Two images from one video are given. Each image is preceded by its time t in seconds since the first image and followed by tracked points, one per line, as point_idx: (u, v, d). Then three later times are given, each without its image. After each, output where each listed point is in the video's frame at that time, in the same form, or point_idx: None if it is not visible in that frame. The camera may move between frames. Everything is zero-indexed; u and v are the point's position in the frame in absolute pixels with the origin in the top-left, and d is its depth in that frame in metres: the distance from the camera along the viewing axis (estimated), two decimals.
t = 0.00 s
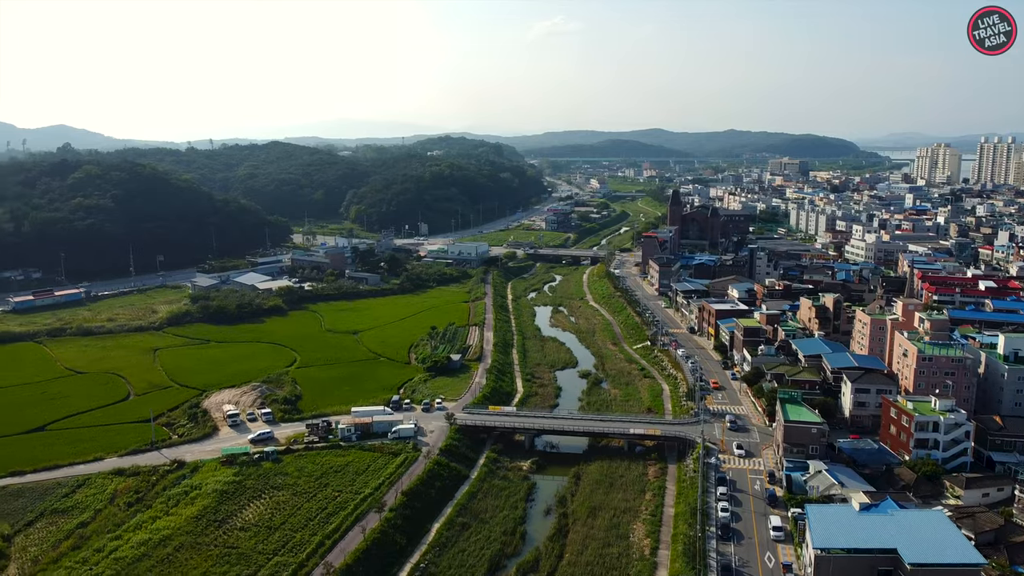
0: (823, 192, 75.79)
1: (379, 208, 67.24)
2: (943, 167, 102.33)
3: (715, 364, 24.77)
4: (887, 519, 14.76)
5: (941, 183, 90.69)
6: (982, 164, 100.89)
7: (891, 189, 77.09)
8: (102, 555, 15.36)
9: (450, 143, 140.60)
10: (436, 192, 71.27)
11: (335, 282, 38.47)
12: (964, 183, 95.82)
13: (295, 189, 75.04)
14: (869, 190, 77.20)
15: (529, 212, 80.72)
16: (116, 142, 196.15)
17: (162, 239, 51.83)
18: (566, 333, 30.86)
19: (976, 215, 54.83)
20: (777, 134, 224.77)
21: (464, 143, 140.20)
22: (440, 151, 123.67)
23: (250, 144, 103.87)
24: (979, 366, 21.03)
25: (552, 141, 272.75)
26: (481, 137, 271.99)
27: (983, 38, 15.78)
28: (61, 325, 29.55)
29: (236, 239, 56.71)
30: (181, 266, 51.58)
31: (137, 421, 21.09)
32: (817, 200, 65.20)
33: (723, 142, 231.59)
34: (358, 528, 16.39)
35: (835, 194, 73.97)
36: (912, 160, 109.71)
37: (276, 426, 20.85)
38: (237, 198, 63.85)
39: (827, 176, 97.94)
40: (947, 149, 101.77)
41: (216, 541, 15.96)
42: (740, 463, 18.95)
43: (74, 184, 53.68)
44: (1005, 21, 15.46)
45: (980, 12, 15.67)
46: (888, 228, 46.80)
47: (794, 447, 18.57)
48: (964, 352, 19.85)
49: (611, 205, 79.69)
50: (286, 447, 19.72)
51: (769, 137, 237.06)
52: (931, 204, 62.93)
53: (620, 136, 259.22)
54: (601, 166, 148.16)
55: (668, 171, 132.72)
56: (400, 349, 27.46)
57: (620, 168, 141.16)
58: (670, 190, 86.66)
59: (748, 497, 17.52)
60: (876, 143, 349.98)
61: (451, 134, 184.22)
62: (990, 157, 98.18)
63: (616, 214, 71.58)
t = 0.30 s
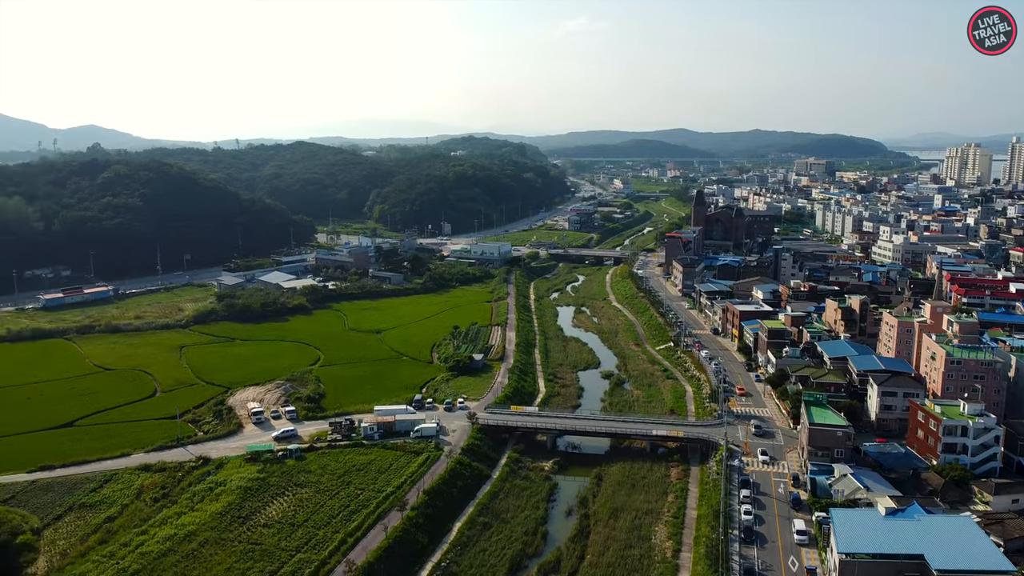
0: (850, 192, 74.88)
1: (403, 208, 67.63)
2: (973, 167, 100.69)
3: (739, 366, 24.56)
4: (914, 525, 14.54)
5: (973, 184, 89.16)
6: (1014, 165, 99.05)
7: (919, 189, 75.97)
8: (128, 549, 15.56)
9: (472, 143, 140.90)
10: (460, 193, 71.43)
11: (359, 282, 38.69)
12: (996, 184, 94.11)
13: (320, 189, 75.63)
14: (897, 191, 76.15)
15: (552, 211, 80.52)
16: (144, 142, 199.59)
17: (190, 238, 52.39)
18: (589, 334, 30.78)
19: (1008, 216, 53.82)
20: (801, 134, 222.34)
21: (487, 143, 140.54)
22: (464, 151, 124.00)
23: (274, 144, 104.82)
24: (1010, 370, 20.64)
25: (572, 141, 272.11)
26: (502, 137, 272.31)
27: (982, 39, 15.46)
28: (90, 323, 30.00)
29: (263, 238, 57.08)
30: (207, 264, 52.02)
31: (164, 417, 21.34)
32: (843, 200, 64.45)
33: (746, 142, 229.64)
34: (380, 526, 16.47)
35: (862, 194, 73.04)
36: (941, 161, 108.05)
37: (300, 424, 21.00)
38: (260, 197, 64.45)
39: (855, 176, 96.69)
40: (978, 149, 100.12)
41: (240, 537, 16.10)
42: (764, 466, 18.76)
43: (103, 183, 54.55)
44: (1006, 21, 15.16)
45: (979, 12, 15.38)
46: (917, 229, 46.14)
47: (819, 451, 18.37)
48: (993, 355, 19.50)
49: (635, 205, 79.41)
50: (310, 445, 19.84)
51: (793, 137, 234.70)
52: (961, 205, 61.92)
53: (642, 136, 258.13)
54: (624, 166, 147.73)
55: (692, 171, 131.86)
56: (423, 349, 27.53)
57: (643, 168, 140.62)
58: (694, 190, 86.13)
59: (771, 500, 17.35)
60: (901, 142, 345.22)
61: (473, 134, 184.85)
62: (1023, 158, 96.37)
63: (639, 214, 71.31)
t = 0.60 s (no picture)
0: (877, 193, 73.89)
1: (426, 208, 67.94)
2: (1004, 167, 98.95)
3: (763, 368, 24.32)
4: (941, 530, 14.31)
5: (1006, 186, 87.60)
6: None
7: (949, 190, 74.81)
8: (154, 544, 15.75)
9: (494, 143, 141.16)
10: (484, 192, 71.47)
11: (382, 281, 38.89)
12: None
13: (344, 189, 76.10)
14: (926, 192, 75.05)
15: (576, 211, 80.25)
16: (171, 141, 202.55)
17: (216, 236, 52.57)
18: (611, 334, 30.67)
19: None
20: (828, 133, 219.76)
21: (509, 143, 140.68)
22: (487, 151, 124.10)
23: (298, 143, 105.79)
24: None
25: (592, 141, 271.34)
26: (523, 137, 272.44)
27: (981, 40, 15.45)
28: (118, 320, 30.46)
29: (289, 237, 57.31)
30: (233, 263, 52.02)
31: (189, 414, 21.57)
32: (870, 201, 63.67)
33: (769, 142, 227.33)
34: (402, 524, 16.54)
35: (889, 195, 72.08)
36: (972, 161, 106.32)
37: (323, 422, 21.15)
38: (284, 196, 65.02)
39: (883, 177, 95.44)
40: (1010, 149, 98.39)
41: (264, 533, 16.24)
42: (788, 469, 18.56)
43: (131, 183, 55.42)
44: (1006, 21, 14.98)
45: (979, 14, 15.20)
46: (946, 231, 45.47)
47: (844, 454, 18.15)
48: None
49: (659, 206, 79.08)
50: (333, 443, 19.95)
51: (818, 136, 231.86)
52: (992, 207, 60.89)
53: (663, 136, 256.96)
54: (648, 166, 147.09)
55: (716, 171, 130.95)
56: (445, 348, 27.59)
57: (667, 168, 139.93)
58: (717, 191, 85.49)
59: (795, 503, 17.18)
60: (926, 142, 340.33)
61: (496, 134, 185.36)
62: None
63: (663, 214, 71.01)
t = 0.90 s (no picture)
0: (906, 193, 72.78)
1: (449, 208, 68.15)
2: None
3: (788, 370, 24.09)
4: (968, 536, 14.08)
5: None
6: None
7: (980, 190, 73.49)
8: (179, 540, 15.94)
9: (517, 143, 141.28)
10: (508, 193, 71.43)
11: (406, 280, 39.06)
12: None
13: (368, 189, 76.54)
14: (957, 192, 73.81)
15: (599, 212, 79.92)
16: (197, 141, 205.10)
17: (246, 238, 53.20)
18: (634, 335, 30.54)
19: None
20: (854, 133, 217.06)
21: (532, 142, 140.71)
22: (510, 150, 124.02)
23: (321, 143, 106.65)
24: None
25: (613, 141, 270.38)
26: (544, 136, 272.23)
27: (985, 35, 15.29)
28: (146, 318, 30.88)
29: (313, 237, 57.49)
30: (259, 262, 52.22)
31: (215, 411, 21.81)
32: (898, 202, 62.79)
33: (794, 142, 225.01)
34: (424, 523, 16.59)
35: (918, 196, 70.99)
36: (1003, 161, 104.29)
37: (347, 420, 21.27)
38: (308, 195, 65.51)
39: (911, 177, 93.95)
40: None
41: (287, 530, 16.35)
42: (813, 472, 18.37)
43: (158, 182, 56.23)
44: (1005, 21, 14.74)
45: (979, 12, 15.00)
46: (976, 232, 44.70)
47: (870, 458, 17.92)
48: None
49: (683, 206, 78.66)
50: (356, 441, 20.05)
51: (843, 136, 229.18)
52: None
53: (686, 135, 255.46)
54: (672, 166, 146.41)
55: (741, 171, 129.94)
56: (468, 347, 27.62)
57: (691, 168, 139.13)
58: (742, 191, 84.81)
59: (820, 507, 16.99)
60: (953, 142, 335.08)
61: (519, 134, 185.63)
62: None
63: (687, 214, 70.62)
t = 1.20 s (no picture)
0: (935, 194, 71.72)
1: (473, 208, 68.34)
2: None
3: (813, 373, 23.85)
4: (997, 543, 13.84)
5: None
6: None
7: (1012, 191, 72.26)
8: (203, 536, 16.10)
9: (540, 143, 141.33)
10: (531, 193, 71.42)
11: (429, 280, 39.20)
12: None
13: (391, 188, 76.92)
14: (987, 193, 72.60)
15: (622, 212, 79.63)
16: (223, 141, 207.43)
17: (264, 234, 53.43)
18: (657, 336, 30.40)
19: None
20: (880, 133, 214.54)
21: (555, 142, 140.71)
22: (533, 150, 124.00)
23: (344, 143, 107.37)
24: None
25: (634, 140, 269.19)
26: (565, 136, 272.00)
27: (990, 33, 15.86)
28: (172, 316, 31.26)
29: (337, 236, 57.73)
30: (283, 260, 52.56)
31: (240, 409, 22.00)
32: (927, 202, 61.92)
33: (819, 142, 222.57)
34: (445, 522, 16.64)
35: (948, 197, 69.92)
36: None
37: (369, 419, 21.36)
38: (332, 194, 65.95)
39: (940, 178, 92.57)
40: None
41: (310, 528, 16.47)
42: (838, 475, 18.16)
43: (186, 181, 56.95)
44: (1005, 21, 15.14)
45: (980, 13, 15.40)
46: (1007, 235, 43.96)
47: (897, 462, 17.68)
48: None
49: (707, 206, 78.22)
50: (378, 440, 20.13)
51: (869, 135, 226.67)
52: None
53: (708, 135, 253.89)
54: (696, 166, 145.72)
55: (766, 171, 129.15)
56: (490, 347, 27.64)
57: (715, 168, 138.24)
58: (767, 191, 84.13)
59: (845, 511, 16.78)
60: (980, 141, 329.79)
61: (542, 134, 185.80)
62: None
63: (712, 214, 70.19)
